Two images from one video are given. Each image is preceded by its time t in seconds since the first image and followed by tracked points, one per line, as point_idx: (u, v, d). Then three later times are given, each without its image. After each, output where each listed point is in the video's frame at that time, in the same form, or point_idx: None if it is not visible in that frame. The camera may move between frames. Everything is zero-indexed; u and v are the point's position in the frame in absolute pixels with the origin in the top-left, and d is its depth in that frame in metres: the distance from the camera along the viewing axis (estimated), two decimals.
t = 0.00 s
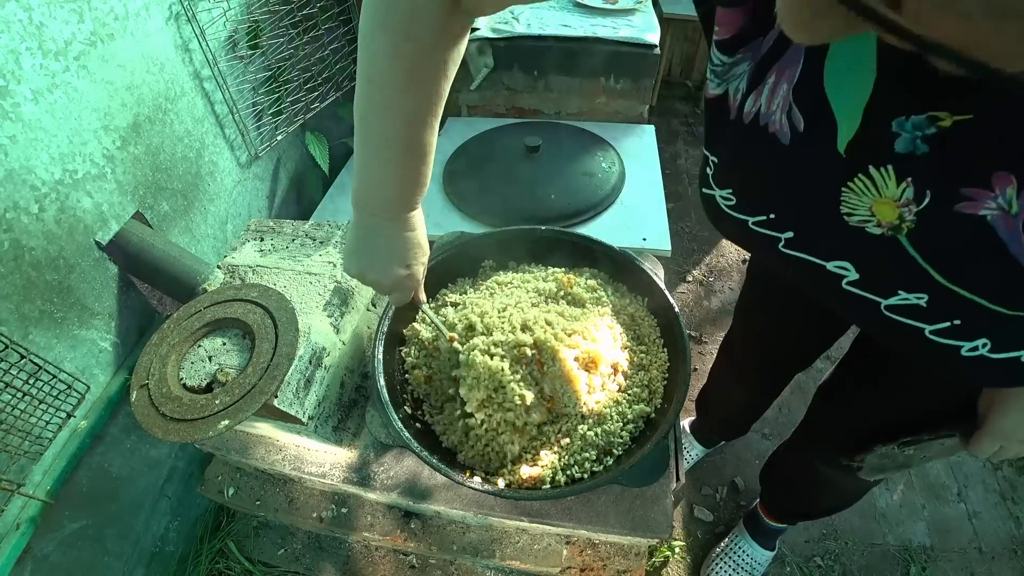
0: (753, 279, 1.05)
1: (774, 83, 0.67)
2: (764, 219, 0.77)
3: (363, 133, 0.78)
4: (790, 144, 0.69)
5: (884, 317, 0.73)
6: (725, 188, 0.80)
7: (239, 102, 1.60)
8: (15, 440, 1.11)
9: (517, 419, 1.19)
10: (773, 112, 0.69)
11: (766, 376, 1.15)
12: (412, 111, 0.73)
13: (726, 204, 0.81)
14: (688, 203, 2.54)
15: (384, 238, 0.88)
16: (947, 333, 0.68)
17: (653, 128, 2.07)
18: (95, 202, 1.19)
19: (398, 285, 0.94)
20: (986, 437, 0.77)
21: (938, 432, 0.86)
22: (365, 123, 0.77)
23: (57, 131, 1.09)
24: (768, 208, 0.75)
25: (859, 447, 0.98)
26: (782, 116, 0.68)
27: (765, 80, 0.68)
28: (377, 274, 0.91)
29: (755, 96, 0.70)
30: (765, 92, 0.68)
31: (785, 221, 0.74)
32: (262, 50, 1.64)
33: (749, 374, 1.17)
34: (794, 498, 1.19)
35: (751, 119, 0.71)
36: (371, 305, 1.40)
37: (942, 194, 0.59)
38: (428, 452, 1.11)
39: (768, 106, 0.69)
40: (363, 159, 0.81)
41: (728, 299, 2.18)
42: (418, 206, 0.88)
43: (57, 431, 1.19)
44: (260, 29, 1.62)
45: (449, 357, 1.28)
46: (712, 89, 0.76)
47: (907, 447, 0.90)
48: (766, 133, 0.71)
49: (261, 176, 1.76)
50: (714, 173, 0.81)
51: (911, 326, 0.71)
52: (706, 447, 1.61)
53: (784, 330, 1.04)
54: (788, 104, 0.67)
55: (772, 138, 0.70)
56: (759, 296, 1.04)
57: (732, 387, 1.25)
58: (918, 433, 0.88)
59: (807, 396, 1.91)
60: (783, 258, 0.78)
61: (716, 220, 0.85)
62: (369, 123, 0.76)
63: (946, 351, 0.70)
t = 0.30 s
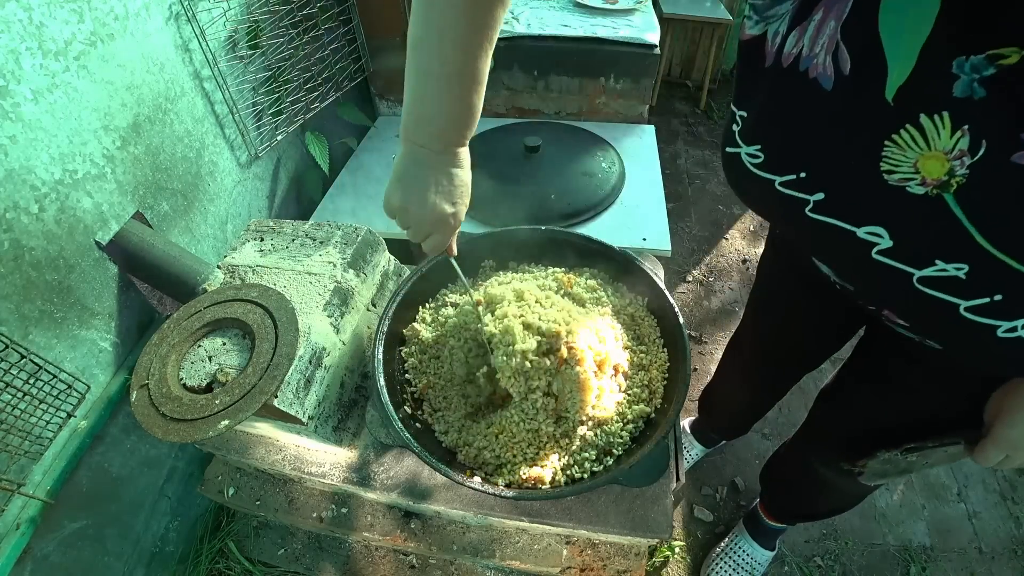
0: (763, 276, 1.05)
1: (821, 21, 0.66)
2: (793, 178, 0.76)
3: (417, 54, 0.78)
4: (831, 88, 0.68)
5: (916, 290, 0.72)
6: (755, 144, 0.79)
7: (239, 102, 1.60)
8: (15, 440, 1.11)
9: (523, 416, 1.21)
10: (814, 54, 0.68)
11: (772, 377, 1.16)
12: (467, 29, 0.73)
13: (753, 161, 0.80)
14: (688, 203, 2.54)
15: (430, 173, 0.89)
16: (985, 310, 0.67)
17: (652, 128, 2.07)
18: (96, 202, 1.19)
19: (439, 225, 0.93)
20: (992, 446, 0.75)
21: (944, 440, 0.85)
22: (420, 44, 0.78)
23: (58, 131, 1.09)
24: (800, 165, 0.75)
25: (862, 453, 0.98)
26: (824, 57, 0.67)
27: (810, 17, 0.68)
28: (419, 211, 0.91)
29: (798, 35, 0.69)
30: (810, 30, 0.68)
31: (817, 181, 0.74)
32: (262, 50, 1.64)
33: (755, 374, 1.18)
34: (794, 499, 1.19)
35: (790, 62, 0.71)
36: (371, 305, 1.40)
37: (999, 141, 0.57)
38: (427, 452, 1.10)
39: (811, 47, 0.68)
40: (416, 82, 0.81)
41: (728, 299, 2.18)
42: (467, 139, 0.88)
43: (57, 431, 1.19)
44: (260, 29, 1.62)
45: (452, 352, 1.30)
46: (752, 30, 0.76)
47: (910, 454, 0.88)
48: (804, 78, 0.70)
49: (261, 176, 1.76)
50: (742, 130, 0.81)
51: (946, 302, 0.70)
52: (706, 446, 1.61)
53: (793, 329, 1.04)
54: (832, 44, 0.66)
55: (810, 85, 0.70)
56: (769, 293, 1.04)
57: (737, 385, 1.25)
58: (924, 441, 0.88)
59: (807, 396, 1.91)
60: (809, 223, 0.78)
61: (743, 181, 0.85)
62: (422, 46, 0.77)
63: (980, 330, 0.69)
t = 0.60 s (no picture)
0: (780, 277, 1.06)
1: None
2: (826, 140, 0.74)
3: None
4: (877, 40, 0.65)
5: (945, 265, 0.68)
6: (788, 104, 0.77)
7: (239, 102, 1.60)
8: (15, 440, 1.11)
9: (533, 418, 1.21)
10: (861, 4, 0.65)
11: (781, 380, 1.17)
12: None
13: (785, 122, 0.78)
14: (688, 202, 2.54)
15: (511, 107, 0.96)
16: (1020, 291, 0.64)
17: (652, 128, 2.08)
18: (96, 202, 1.19)
19: (511, 161, 0.98)
20: (1004, 469, 0.76)
21: (953, 459, 0.85)
22: None
23: (57, 131, 1.09)
24: (834, 126, 0.72)
25: (869, 465, 0.98)
26: (871, 7, 0.64)
27: None
28: (494, 145, 0.97)
29: None
30: None
31: (850, 144, 0.71)
32: (262, 50, 1.64)
33: (764, 377, 1.19)
34: (793, 502, 1.20)
35: (835, 11, 0.68)
36: (371, 305, 1.40)
37: None
38: (426, 452, 1.10)
39: None
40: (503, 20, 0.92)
41: (728, 299, 2.18)
42: (551, 80, 0.96)
43: (57, 431, 1.19)
44: (260, 29, 1.62)
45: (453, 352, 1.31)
46: None
47: (918, 469, 0.88)
48: (848, 29, 0.67)
49: (261, 176, 1.76)
50: (776, 91, 0.79)
51: (977, 279, 0.66)
52: (706, 446, 1.61)
53: (806, 332, 1.05)
54: None
55: (853, 36, 0.67)
56: (785, 294, 1.05)
57: (745, 385, 1.25)
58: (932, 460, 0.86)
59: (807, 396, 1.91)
60: (838, 191, 0.75)
61: (770, 146, 0.82)
62: None
63: (1016, 312, 0.65)
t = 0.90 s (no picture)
0: (797, 281, 1.06)
1: None
2: (850, 139, 0.71)
3: None
4: (910, 36, 0.62)
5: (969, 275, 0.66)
6: (813, 101, 0.74)
7: (239, 102, 1.60)
8: (15, 440, 1.11)
9: (536, 421, 1.21)
10: None
11: (791, 383, 1.17)
12: None
13: (810, 119, 0.75)
14: (688, 203, 2.54)
15: (546, 64, 0.98)
16: None
17: (652, 128, 2.08)
18: (95, 202, 1.19)
19: (540, 118, 1.00)
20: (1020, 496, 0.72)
21: (968, 482, 0.84)
22: None
23: (57, 131, 1.09)
24: (860, 125, 0.70)
25: (875, 475, 0.98)
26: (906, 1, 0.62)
27: None
28: (525, 99, 0.99)
29: None
30: None
31: (875, 144, 0.69)
32: (262, 50, 1.64)
33: (774, 380, 1.18)
34: (794, 505, 1.20)
35: (867, 6, 0.65)
36: (371, 305, 1.40)
37: None
38: (426, 452, 1.10)
39: None
40: None
41: (728, 299, 2.18)
42: (588, 40, 0.98)
43: (57, 431, 1.19)
44: (260, 29, 1.62)
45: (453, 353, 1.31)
46: None
47: (931, 491, 0.88)
48: (880, 25, 0.64)
49: (261, 176, 1.76)
50: (802, 88, 0.76)
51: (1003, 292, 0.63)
52: (706, 447, 1.61)
53: (821, 337, 1.05)
54: None
55: (885, 32, 0.64)
56: (801, 298, 1.05)
57: (750, 388, 1.25)
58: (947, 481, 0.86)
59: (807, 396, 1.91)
60: (862, 192, 0.72)
61: (792, 143, 0.80)
62: None
63: None
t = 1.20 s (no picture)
0: (804, 285, 1.05)
1: None
2: (867, 161, 0.70)
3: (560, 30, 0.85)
4: (932, 59, 0.61)
5: (987, 302, 0.65)
6: (831, 121, 0.74)
7: (239, 102, 1.60)
8: (15, 440, 1.11)
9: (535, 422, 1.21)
10: (918, 21, 0.62)
11: (794, 387, 1.16)
12: None
13: (827, 139, 0.75)
14: (688, 202, 2.54)
15: (562, 146, 0.92)
16: None
17: (653, 128, 2.07)
18: (96, 202, 1.19)
19: (559, 194, 0.96)
20: None
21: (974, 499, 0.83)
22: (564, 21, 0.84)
23: (57, 131, 1.09)
24: (877, 148, 0.69)
25: (880, 485, 0.98)
26: (929, 23, 0.61)
27: None
28: (544, 176, 0.94)
29: None
30: None
31: (892, 168, 0.68)
32: (262, 50, 1.64)
33: (777, 384, 1.18)
34: (795, 507, 1.20)
35: (889, 27, 0.64)
36: (371, 305, 1.40)
37: None
38: (426, 452, 1.10)
39: (916, 12, 0.62)
40: (561, 51, 0.86)
41: (727, 299, 2.18)
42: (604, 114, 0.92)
43: (57, 431, 1.19)
44: (260, 29, 1.62)
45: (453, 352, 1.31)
46: None
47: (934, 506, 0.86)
48: (901, 47, 0.64)
49: (261, 176, 1.76)
50: (820, 107, 0.76)
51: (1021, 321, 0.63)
52: (706, 446, 1.61)
53: (828, 342, 1.05)
54: (941, 9, 0.59)
55: (906, 54, 0.63)
56: (809, 303, 1.05)
57: (752, 390, 1.25)
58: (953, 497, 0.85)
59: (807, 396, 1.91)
60: (877, 215, 0.72)
61: (808, 161, 0.79)
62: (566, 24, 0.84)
63: None
